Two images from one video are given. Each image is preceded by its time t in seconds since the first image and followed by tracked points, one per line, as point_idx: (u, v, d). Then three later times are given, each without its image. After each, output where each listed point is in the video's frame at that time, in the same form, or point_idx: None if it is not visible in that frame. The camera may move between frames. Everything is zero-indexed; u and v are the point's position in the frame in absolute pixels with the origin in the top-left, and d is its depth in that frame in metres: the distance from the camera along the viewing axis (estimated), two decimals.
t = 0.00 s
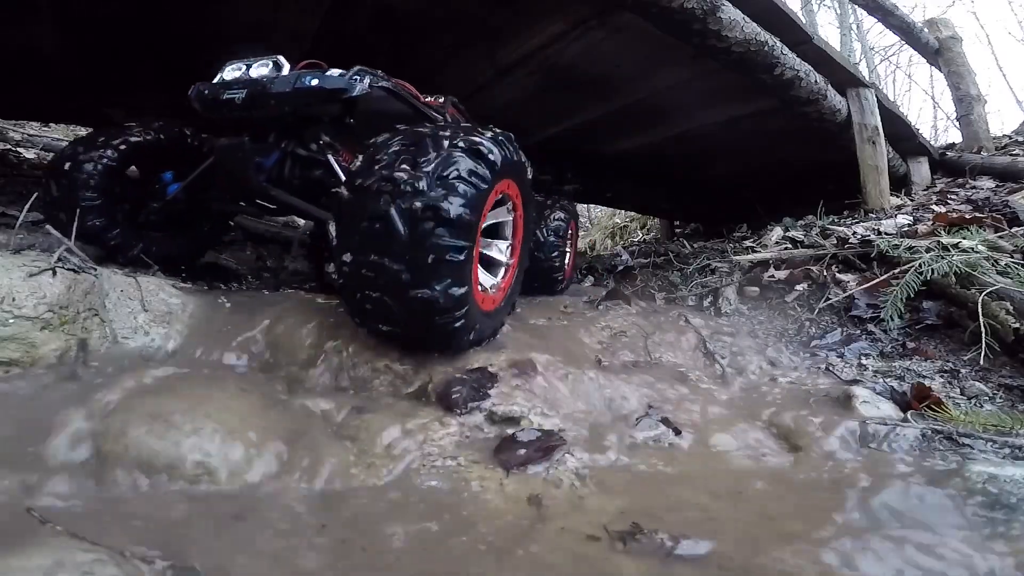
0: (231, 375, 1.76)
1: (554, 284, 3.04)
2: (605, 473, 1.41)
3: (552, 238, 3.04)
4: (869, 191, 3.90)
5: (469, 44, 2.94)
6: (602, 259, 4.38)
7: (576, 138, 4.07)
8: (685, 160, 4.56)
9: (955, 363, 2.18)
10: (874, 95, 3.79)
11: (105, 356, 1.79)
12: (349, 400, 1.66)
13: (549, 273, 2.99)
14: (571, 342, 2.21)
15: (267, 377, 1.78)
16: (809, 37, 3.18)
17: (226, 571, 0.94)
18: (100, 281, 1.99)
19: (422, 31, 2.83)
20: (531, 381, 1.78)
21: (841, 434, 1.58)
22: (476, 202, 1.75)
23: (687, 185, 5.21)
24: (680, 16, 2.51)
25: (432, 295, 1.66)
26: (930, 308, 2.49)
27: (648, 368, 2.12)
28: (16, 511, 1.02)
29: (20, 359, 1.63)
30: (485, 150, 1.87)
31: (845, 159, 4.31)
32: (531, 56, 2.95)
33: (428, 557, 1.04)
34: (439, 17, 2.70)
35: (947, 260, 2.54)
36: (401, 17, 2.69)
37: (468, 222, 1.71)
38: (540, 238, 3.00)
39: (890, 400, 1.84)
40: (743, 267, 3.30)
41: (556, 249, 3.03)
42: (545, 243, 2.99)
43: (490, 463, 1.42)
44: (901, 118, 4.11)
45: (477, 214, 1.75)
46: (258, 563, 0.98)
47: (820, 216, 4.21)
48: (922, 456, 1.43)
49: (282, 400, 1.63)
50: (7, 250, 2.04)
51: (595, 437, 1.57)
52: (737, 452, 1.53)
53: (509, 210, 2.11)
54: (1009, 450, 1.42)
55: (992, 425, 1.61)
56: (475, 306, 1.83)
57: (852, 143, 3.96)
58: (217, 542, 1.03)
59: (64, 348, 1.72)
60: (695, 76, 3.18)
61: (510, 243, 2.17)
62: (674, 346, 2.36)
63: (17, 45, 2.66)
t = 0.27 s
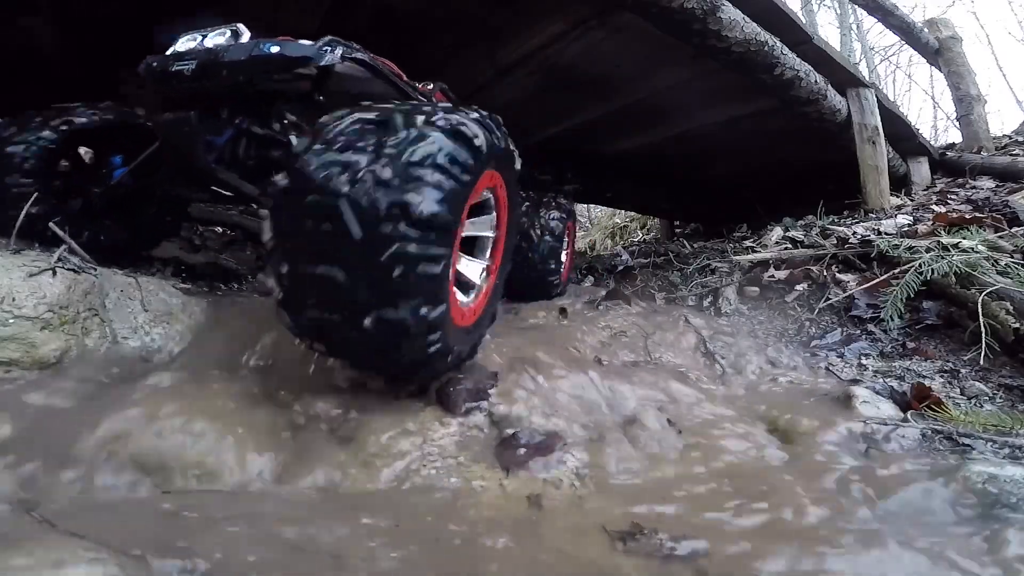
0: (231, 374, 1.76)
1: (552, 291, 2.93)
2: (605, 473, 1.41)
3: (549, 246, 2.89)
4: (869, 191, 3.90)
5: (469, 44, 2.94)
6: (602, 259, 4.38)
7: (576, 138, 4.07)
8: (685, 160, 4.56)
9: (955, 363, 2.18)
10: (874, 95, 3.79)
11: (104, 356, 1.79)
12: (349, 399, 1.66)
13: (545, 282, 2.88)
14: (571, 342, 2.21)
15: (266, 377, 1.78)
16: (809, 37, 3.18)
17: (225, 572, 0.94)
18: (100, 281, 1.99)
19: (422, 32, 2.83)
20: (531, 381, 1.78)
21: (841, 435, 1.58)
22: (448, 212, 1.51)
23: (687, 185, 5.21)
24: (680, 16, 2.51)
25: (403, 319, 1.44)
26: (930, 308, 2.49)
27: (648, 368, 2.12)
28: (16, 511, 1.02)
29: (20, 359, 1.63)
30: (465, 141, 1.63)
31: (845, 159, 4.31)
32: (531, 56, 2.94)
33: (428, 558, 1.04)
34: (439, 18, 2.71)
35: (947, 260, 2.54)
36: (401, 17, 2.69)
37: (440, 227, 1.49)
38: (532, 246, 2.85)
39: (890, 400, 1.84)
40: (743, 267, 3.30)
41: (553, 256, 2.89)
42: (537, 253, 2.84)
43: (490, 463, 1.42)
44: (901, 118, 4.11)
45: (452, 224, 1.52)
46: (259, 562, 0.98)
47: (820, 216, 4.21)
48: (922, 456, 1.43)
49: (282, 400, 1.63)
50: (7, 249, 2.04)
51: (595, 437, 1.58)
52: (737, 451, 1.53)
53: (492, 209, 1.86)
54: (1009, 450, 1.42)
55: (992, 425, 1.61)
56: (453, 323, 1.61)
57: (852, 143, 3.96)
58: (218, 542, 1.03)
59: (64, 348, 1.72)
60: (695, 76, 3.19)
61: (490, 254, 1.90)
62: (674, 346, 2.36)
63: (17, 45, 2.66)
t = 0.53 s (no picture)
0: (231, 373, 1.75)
1: (538, 299, 2.61)
2: (605, 472, 1.41)
3: (541, 248, 2.54)
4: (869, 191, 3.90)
5: (469, 44, 2.94)
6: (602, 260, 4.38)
7: (576, 138, 4.07)
8: (685, 160, 4.56)
9: (955, 363, 2.17)
10: (874, 95, 3.79)
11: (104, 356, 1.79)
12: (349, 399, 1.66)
13: (529, 286, 2.55)
14: (571, 342, 2.21)
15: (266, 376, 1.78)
16: (809, 37, 3.18)
17: (224, 571, 0.94)
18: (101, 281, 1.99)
19: (422, 32, 2.83)
20: (531, 381, 1.78)
21: (841, 434, 1.58)
22: (340, 183, 0.96)
23: (687, 185, 5.21)
24: (680, 16, 2.51)
25: (222, 385, 0.84)
26: (930, 308, 2.49)
27: (648, 367, 2.12)
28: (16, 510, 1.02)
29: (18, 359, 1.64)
30: (336, 135, 0.98)
31: (845, 159, 4.32)
32: (531, 56, 2.94)
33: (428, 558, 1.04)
34: (439, 18, 2.71)
35: (947, 260, 2.55)
36: (401, 17, 2.69)
37: (295, 261, 0.89)
38: (519, 244, 2.50)
39: (891, 400, 1.84)
40: (743, 267, 3.30)
41: (543, 259, 2.55)
42: (523, 251, 2.50)
43: (491, 463, 1.42)
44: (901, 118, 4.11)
45: (346, 201, 0.97)
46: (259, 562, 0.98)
47: (820, 216, 4.21)
48: (922, 455, 1.43)
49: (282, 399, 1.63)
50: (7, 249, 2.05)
51: (595, 437, 1.58)
52: (737, 451, 1.53)
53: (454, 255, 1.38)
54: (1009, 451, 1.42)
55: (992, 425, 1.61)
56: (319, 432, 1.01)
57: (852, 143, 3.96)
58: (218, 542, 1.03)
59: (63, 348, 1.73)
60: (696, 76, 3.19)
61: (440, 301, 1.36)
62: (674, 346, 2.36)
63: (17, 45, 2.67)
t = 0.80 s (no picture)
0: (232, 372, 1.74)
1: (515, 300, 2.28)
2: (604, 472, 1.42)
3: (510, 230, 2.21)
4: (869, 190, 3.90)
5: (469, 44, 2.94)
6: (602, 259, 4.38)
7: (576, 138, 4.06)
8: (685, 160, 4.56)
9: (955, 363, 2.17)
10: (874, 95, 3.79)
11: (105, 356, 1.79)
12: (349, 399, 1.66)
13: (499, 278, 2.25)
14: (572, 341, 2.21)
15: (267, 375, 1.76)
16: (809, 36, 3.18)
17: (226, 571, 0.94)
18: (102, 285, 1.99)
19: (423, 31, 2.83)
20: (531, 381, 1.78)
21: (842, 434, 1.57)
22: None
23: (687, 185, 5.21)
24: (680, 16, 2.51)
25: None
26: (930, 308, 2.49)
27: (649, 368, 2.12)
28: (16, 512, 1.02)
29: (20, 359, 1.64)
30: None
31: (845, 159, 4.32)
32: (531, 56, 2.94)
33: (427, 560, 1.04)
34: (440, 18, 2.71)
35: (947, 260, 2.55)
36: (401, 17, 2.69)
37: None
38: (484, 225, 2.24)
39: (891, 400, 1.84)
40: (743, 267, 3.30)
41: (517, 248, 2.22)
42: (488, 235, 2.23)
43: (491, 463, 1.42)
44: (902, 118, 4.11)
45: None
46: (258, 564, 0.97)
47: (820, 216, 4.21)
48: (923, 455, 1.43)
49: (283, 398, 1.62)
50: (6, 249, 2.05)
51: (595, 437, 1.58)
52: (737, 451, 1.53)
53: (339, 217, 0.85)
54: (1009, 451, 1.42)
55: (992, 425, 1.61)
56: None
57: (852, 142, 3.96)
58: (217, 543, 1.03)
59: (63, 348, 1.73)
60: (696, 75, 3.18)
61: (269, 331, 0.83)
62: (674, 346, 2.36)
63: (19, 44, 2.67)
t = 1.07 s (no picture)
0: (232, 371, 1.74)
1: (493, 307, 1.76)
2: (604, 473, 1.42)
3: (494, 205, 1.72)
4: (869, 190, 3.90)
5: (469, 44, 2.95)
6: (602, 260, 4.38)
7: (576, 138, 4.06)
8: (685, 160, 4.56)
9: (955, 363, 2.17)
10: (874, 95, 3.79)
11: (105, 356, 1.79)
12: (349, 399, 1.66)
13: (474, 273, 1.74)
14: (571, 341, 2.22)
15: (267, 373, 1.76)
16: (809, 36, 3.18)
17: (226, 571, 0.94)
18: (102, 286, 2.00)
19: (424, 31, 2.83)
20: (531, 381, 1.78)
21: (843, 434, 1.58)
22: None
23: (687, 185, 5.21)
24: (680, 16, 2.51)
25: None
26: (930, 308, 2.49)
27: (649, 368, 2.12)
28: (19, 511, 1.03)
29: (21, 360, 1.64)
30: None
31: (845, 159, 4.31)
32: (531, 56, 2.93)
33: (427, 558, 1.04)
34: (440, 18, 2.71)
35: (947, 260, 2.55)
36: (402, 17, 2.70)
37: None
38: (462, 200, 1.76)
39: (891, 400, 1.85)
40: (743, 267, 3.30)
41: (501, 232, 1.71)
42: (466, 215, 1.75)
43: (491, 463, 1.42)
44: (902, 118, 4.11)
45: None
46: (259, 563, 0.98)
47: (820, 216, 4.21)
48: (923, 455, 1.43)
49: (283, 397, 1.62)
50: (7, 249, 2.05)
51: (594, 437, 1.58)
52: (737, 451, 1.53)
53: None
54: (1009, 451, 1.42)
55: (991, 425, 1.61)
56: None
57: (852, 142, 3.96)
58: (217, 542, 1.03)
59: (64, 349, 1.74)
60: (696, 75, 3.18)
61: None
62: (674, 346, 2.36)
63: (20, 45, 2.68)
